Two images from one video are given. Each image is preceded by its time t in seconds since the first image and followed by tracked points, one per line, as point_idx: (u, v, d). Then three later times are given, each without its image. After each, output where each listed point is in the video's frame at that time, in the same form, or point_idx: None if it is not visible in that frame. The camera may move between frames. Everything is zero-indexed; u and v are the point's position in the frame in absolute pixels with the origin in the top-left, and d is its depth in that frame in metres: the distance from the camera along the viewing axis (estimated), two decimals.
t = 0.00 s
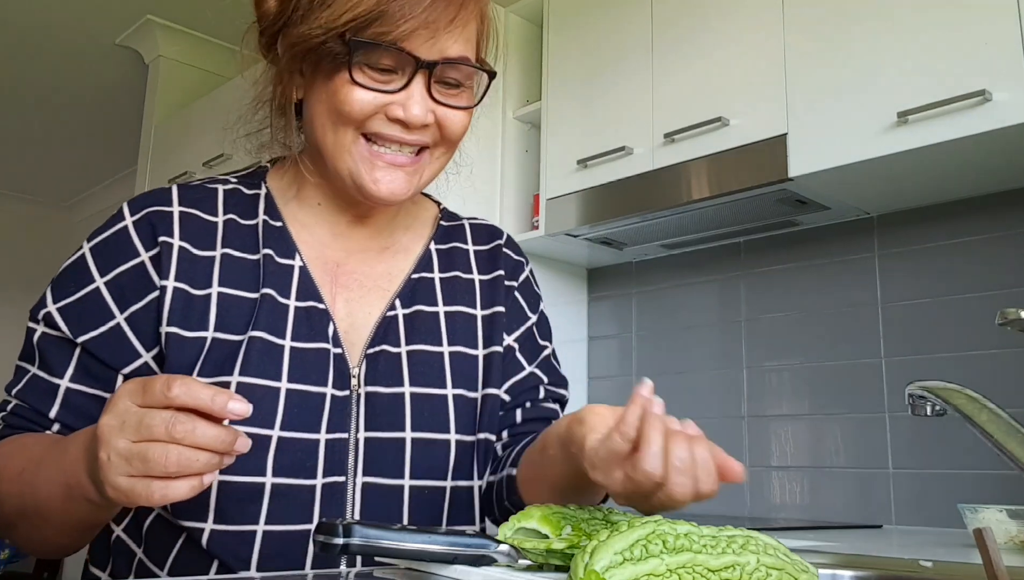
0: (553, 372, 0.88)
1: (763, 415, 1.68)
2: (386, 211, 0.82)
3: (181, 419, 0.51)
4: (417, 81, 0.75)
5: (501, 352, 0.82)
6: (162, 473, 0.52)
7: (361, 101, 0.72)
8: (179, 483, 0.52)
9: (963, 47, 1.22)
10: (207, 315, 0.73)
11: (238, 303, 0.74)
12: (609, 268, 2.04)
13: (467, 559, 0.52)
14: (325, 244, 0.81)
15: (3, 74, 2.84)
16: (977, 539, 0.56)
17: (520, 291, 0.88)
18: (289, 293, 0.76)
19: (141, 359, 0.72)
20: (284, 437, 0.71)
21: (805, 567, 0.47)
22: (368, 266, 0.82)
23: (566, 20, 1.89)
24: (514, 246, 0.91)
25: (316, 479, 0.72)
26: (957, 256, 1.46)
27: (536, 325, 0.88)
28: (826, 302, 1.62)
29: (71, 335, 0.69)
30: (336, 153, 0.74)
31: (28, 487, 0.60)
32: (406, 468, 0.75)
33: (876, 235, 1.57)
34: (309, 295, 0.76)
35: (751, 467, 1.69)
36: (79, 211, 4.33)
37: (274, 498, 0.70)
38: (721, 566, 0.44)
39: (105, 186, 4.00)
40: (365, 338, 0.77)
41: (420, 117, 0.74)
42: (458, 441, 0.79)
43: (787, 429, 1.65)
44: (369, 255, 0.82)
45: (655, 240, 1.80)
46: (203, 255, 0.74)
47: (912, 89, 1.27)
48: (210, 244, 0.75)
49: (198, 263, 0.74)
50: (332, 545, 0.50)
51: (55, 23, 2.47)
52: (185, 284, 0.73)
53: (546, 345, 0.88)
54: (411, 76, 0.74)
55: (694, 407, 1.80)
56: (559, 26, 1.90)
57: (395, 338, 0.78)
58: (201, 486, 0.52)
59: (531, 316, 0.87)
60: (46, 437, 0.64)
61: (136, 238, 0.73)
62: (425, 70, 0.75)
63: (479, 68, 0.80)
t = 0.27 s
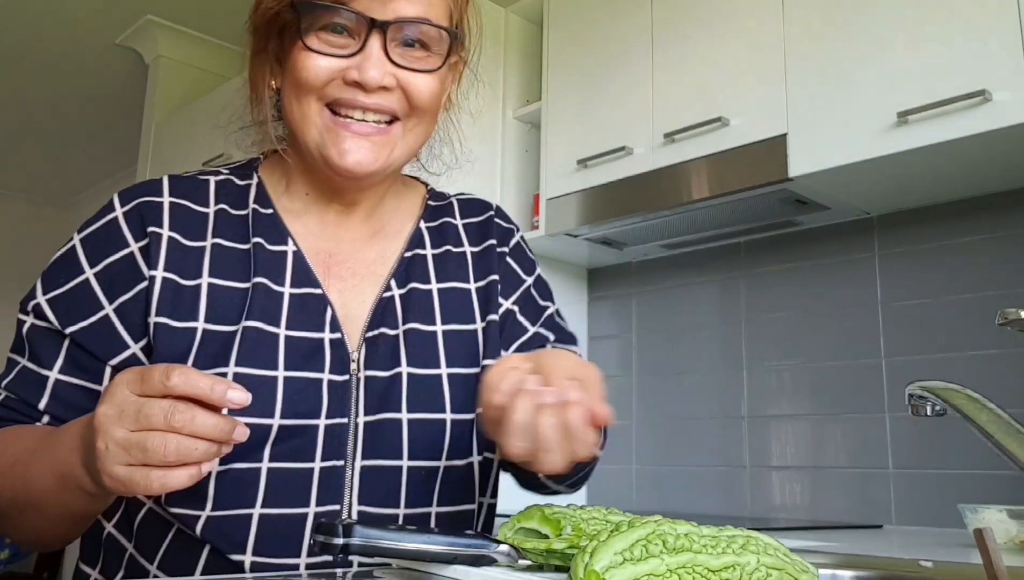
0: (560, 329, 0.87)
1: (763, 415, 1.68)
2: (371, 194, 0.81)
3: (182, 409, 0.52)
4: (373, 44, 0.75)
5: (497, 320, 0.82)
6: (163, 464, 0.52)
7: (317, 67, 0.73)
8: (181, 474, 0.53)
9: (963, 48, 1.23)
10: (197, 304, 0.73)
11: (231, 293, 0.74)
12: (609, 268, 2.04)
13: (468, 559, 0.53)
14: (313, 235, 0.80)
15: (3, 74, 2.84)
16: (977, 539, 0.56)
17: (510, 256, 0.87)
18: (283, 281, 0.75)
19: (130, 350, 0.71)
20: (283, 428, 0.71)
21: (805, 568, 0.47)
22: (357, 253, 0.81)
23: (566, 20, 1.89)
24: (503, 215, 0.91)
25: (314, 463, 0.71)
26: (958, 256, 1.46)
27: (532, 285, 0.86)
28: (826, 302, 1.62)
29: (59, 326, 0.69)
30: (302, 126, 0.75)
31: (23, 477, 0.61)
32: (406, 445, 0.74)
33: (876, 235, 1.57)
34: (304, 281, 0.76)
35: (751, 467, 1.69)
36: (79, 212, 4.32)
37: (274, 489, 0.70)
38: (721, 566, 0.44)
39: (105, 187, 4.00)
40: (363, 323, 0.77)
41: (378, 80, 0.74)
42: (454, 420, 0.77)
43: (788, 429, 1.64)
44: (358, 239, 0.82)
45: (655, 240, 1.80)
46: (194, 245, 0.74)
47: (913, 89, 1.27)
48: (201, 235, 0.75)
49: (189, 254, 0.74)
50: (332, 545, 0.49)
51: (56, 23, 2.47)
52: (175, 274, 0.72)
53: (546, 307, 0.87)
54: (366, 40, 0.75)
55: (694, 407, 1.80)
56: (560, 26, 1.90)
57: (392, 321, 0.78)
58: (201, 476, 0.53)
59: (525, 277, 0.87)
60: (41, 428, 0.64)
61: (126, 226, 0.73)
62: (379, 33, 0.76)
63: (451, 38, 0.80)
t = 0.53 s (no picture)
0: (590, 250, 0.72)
1: (763, 415, 1.68)
2: (345, 179, 0.71)
3: (87, 423, 0.50)
4: (332, 15, 0.67)
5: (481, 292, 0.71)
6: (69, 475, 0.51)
7: (275, 44, 0.66)
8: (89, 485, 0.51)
9: (964, 47, 1.23)
10: (155, 308, 0.67)
11: (192, 295, 0.68)
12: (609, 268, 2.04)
13: (467, 559, 0.52)
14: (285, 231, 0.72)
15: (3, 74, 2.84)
16: (977, 539, 0.56)
17: (499, 205, 0.73)
18: (251, 280, 0.68)
19: (86, 355, 0.67)
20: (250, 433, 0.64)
21: (805, 568, 0.47)
22: (337, 246, 0.72)
23: (566, 20, 1.89)
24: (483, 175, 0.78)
25: (277, 469, 0.64)
26: (958, 256, 1.46)
27: (535, 218, 0.73)
28: (827, 302, 1.62)
29: (19, 330, 0.66)
30: (264, 111, 0.67)
31: None
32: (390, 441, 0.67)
33: (876, 235, 1.57)
34: (273, 279, 0.68)
35: (751, 467, 1.69)
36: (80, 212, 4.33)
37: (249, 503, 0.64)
38: (721, 566, 0.44)
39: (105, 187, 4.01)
40: (337, 320, 0.68)
41: (342, 54, 0.66)
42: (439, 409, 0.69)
43: (787, 428, 1.65)
44: (334, 234, 0.72)
45: (655, 240, 1.80)
46: (156, 245, 0.69)
47: (912, 89, 1.27)
48: (165, 234, 0.69)
49: (148, 255, 0.68)
50: (331, 545, 0.49)
51: (56, 23, 2.48)
52: (133, 278, 0.67)
53: (560, 230, 0.73)
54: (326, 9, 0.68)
55: (694, 407, 1.80)
56: (559, 25, 1.90)
57: (367, 317, 0.69)
58: (113, 488, 0.52)
59: (523, 216, 0.73)
60: (2, 424, 0.62)
61: (87, 227, 0.68)
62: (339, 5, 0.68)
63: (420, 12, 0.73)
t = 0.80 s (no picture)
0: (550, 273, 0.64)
1: (762, 415, 1.68)
2: (319, 179, 0.67)
3: (32, 474, 0.52)
4: (306, 8, 0.63)
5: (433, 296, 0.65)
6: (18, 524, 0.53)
7: (247, 40, 0.62)
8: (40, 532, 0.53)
9: (963, 47, 1.23)
10: (121, 325, 0.64)
11: (160, 309, 0.65)
12: (609, 267, 2.04)
13: (468, 559, 0.52)
14: (259, 238, 0.69)
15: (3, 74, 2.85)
16: (977, 539, 0.56)
17: (475, 213, 0.66)
18: (217, 293, 0.65)
19: (52, 370, 0.65)
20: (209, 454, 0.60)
21: (805, 568, 0.47)
22: (311, 252, 0.68)
23: (566, 19, 1.89)
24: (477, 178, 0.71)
25: (239, 493, 0.60)
26: (957, 256, 1.46)
27: (502, 238, 0.65)
28: (826, 302, 1.62)
29: None
30: (233, 111, 0.63)
31: None
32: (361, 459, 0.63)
33: (876, 235, 1.57)
34: (239, 293, 0.65)
35: (751, 467, 1.69)
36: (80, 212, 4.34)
37: (214, 523, 0.60)
38: (721, 566, 0.44)
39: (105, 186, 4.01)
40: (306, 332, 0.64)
41: (319, 48, 0.61)
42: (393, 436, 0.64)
43: (787, 428, 1.64)
44: (309, 242, 0.69)
45: (655, 240, 1.80)
46: (123, 256, 0.66)
47: (913, 89, 1.27)
48: (134, 244, 0.67)
49: (115, 265, 0.66)
50: (331, 545, 0.49)
51: (55, 22, 2.48)
52: (98, 292, 0.65)
53: (519, 261, 0.64)
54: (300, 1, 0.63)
55: (693, 406, 1.80)
56: (559, 25, 1.90)
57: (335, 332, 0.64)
58: (66, 532, 0.54)
59: (491, 231, 0.65)
60: None
61: (52, 235, 0.67)
62: None
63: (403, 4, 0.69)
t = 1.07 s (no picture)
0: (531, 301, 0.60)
1: (763, 414, 1.68)
2: (307, 191, 0.69)
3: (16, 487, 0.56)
4: (292, 17, 0.63)
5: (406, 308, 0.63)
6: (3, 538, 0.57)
7: (229, 48, 0.62)
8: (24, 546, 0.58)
9: (963, 47, 1.23)
10: (99, 346, 0.67)
11: (137, 328, 0.67)
12: (609, 267, 2.04)
13: (468, 559, 0.52)
14: (247, 253, 0.71)
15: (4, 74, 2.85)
16: (977, 539, 0.56)
17: (463, 224, 0.65)
18: (195, 310, 0.66)
19: (31, 387, 0.69)
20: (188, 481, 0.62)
21: (805, 568, 0.47)
22: (297, 267, 0.70)
23: (566, 19, 1.89)
24: (472, 190, 0.70)
25: (215, 520, 0.61)
26: (956, 256, 1.46)
27: (486, 253, 0.62)
28: (826, 302, 1.62)
29: None
30: (217, 118, 0.62)
31: None
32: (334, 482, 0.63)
33: (876, 235, 1.57)
34: (216, 310, 0.66)
35: (751, 467, 1.69)
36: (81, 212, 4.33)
37: (190, 550, 0.61)
38: (721, 566, 0.44)
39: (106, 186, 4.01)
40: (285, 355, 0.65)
41: (304, 56, 0.61)
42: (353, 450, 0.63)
43: (787, 428, 1.64)
44: (295, 257, 0.71)
45: (656, 240, 1.80)
46: (101, 270, 0.69)
47: (912, 89, 1.27)
48: (114, 259, 0.70)
49: (93, 280, 0.69)
50: (331, 545, 0.49)
51: (56, 22, 2.48)
52: (75, 310, 0.68)
53: (500, 277, 0.61)
54: (284, 6, 0.64)
55: (693, 407, 1.80)
56: (560, 25, 1.90)
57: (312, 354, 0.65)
58: (52, 543, 0.58)
59: (477, 244, 0.63)
60: None
61: (29, 246, 0.70)
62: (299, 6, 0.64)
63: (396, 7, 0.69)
